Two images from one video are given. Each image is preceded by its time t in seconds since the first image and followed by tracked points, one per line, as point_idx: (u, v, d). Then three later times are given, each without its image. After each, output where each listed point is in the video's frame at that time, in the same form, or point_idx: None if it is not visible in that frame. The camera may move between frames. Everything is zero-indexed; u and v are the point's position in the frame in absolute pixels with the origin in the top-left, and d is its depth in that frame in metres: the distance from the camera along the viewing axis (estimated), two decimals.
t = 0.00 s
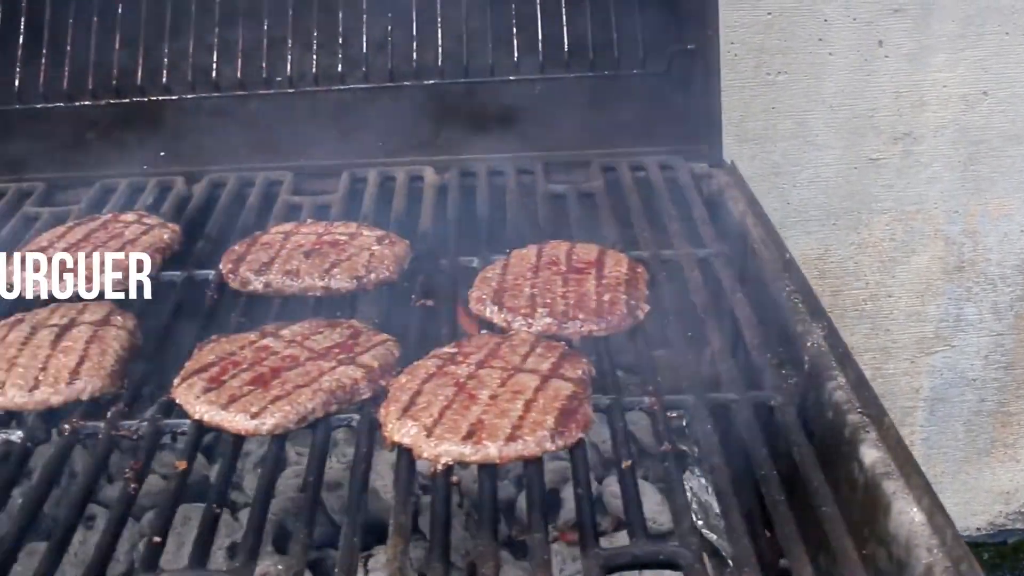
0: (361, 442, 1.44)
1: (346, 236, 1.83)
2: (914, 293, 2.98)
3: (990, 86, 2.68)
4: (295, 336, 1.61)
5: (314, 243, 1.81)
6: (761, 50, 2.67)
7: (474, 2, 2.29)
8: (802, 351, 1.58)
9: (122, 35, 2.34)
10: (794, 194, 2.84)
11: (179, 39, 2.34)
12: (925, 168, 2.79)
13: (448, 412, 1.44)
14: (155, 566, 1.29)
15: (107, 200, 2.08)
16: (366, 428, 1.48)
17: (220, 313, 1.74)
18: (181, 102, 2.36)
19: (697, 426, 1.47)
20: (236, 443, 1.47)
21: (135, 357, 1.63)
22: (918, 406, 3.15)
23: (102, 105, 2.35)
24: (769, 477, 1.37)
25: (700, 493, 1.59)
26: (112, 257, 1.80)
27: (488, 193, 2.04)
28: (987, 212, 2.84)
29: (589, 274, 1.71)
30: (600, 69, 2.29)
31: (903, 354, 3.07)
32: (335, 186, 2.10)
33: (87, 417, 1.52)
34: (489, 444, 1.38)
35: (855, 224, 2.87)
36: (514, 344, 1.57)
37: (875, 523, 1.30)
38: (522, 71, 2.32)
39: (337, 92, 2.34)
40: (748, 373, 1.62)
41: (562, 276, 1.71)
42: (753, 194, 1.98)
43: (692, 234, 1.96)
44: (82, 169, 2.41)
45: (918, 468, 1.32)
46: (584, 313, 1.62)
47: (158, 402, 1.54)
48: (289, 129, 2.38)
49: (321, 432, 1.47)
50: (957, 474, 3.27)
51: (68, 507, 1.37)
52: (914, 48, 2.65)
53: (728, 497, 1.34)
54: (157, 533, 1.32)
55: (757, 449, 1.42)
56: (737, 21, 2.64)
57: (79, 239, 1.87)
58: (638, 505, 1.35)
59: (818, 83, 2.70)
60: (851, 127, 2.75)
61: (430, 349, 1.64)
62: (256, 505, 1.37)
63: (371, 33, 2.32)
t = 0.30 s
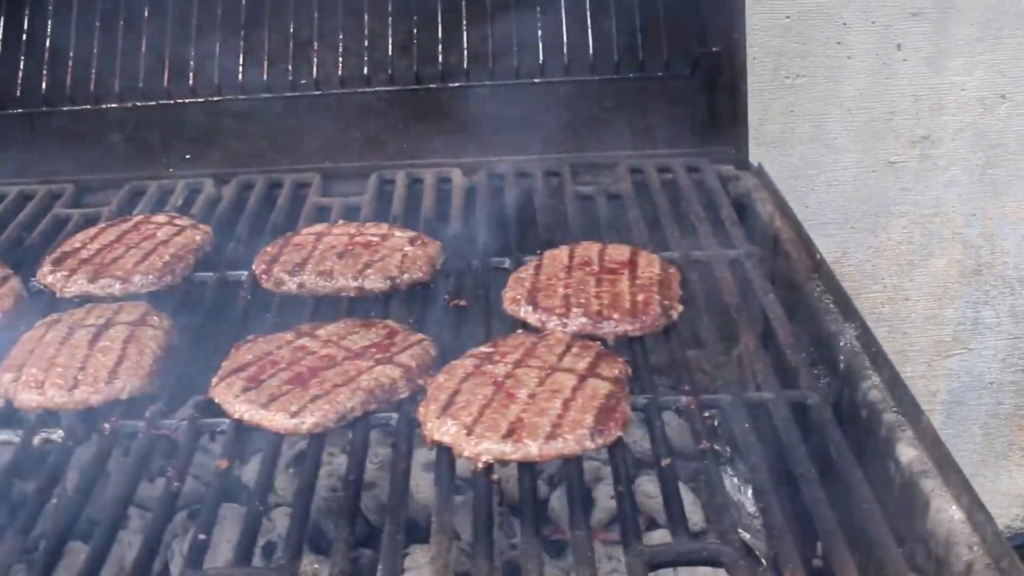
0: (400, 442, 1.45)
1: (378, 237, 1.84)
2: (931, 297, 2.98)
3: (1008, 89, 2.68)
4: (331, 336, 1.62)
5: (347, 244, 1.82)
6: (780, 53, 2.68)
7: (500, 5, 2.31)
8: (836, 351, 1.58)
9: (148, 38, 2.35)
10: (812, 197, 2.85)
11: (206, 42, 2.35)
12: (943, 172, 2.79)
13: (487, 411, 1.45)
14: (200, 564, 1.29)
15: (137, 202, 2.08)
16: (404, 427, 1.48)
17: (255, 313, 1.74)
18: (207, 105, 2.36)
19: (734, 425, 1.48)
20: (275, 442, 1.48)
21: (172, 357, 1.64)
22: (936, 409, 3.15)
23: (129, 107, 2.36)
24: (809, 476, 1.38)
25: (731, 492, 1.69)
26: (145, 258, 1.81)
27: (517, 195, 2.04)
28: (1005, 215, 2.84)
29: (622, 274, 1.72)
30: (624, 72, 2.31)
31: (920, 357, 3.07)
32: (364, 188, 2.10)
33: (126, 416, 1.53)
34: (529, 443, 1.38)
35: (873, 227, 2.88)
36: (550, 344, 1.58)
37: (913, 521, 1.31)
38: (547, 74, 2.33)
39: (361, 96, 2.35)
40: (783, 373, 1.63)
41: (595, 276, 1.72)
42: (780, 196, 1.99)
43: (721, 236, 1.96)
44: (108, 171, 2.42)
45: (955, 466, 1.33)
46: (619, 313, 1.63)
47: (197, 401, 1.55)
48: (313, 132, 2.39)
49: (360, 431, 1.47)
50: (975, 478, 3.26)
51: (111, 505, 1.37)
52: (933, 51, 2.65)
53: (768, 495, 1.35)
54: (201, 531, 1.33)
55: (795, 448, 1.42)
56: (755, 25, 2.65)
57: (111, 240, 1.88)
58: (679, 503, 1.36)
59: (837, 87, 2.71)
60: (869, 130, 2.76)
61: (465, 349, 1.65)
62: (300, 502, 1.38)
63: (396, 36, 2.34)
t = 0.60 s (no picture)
0: (439, 443, 1.45)
1: (408, 238, 1.84)
2: (945, 297, 2.94)
3: None
4: (366, 337, 1.62)
5: (378, 245, 1.83)
6: (796, 54, 2.70)
7: (522, 6, 2.30)
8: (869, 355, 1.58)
9: (172, 38, 2.36)
10: (826, 198, 2.84)
11: (229, 42, 2.36)
12: (958, 173, 2.77)
13: (526, 413, 1.45)
14: (243, 565, 1.30)
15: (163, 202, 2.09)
16: (443, 428, 1.49)
17: (287, 314, 1.75)
18: (230, 105, 2.37)
19: (771, 426, 1.48)
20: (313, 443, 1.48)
21: (206, 358, 1.64)
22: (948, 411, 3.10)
23: (152, 107, 2.38)
24: (848, 478, 1.38)
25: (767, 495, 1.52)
26: (176, 259, 1.81)
27: (545, 196, 2.04)
28: (1020, 217, 2.81)
29: (654, 276, 1.72)
30: (645, 74, 2.30)
31: (933, 359, 3.03)
32: (391, 189, 2.10)
33: (164, 417, 1.54)
34: (569, 444, 1.39)
35: (888, 228, 2.86)
36: (585, 345, 1.58)
37: (952, 524, 1.30)
38: (572, 75, 2.32)
39: (382, 96, 2.35)
40: (817, 376, 1.63)
41: (627, 278, 1.72)
42: (808, 198, 1.99)
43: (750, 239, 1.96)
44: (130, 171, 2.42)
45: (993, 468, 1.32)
46: (653, 315, 1.63)
47: (234, 402, 1.55)
48: (334, 133, 2.39)
49: (398, 432, 1.48)
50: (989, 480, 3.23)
51: (153, 505, 1.38)
52: (948, 53, 2.65)
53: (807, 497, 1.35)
54: (244, 531, 1.34)
55: (833, 450, 1.42)
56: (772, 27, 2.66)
57: (141, 240, 1.88)
58: (719, 504, 1.36)
59: (853, 88, 2.72)
60: (884, 131, 2.75)
61: (500, 350, 1.65)
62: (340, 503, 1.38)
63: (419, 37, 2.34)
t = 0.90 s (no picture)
0: (477, 443, 1.45)
1: (438, 239, 1.84)
2: (958, 303, 2.84)
3: None
4: (400, 337, 1.62)
5: (408, 245, 1.82)
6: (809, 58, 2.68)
7: (545, 8, 2.31)
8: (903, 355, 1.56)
9: (194, 40, 2.36)
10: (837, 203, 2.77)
11: (251, 43, 2.36)
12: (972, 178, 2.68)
13: (565, 412, 1.45)
14: (286, 564, 1.30)
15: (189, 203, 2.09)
16: (481, 427, 1.49)
17: (318, 314, 1.74)
18: (253, 107, 2.37)
19: (809, 426, 1.48)
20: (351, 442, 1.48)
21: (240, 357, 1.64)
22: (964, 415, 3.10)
23: (175, 109, 2.37)
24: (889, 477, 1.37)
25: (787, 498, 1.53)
26: (206, 259, 1.81)
27: (571, 197, 2.04)
28: None
29: (686, 277, 1.73)
30: (667, 76, 2.30)
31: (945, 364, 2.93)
32: (416, 190, 2.10)
33: (200, 417, 1.53)
34: (610, 443, 1.39)
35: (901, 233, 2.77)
36: (620, 345, 1.59)
37: (991, 524, 1.27)
38: (594, 77, 2.32)
39: (405, 99, 2.36)
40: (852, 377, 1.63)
41: (659, 279, 1.72)
42: (836, 200, 2.00)
43: (778, 240, 1.97)
44: (151, 172, 2.42)
45: None
46: (687, 315, 1.64)
47: (270, 402, 1.55)
48: (356, 135, 2.39)
49: (436, 431, 1.47)
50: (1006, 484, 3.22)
51: (192, 504, 1.38)
52: (961, 57, 2.58)
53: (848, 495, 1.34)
54: (286, 530, 1.34)
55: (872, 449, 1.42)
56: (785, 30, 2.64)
57: (170, 241, 1.88)
58: (761, 503, 1.36)
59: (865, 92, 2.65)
60: (897, 136, 2.66)
61: (534, 350, 1.65)
62: (381, 502, 1.38)
63: (442, 39, 2.34)
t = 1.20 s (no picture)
0: (513, 443, 1.45)
1: (468, 239, 1.84)
2: (975, 302, 2.92)
3: None
4: (433, 337, 1.62)
5: (437, 245, 1.83)
6: (830, 59, 2.67)
7: (569, 8, 2.30)
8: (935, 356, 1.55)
9: (218, 40, 2.36)
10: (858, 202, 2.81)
11: (275, 43, 2.36)
12: (990, 178, 2.74)
13: (601, 412, 1.45)
14: (327, 563, 1.30)
15: (216, 203, 2.09)
16: (516, 427, 1.49)
17: (350, 314, 1.75)
18: (276, 108, 2.37)
19: (844, 426, 1.48)
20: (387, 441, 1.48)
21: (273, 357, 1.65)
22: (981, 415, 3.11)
23: (199, 108, 2.36)
24: (926, 478, 1.36)
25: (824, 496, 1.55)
26: (236, 258, 1.81)
27: (598, 197, 2.05)
28: None
29: (717, 277, 1.73)
30: (691, 76, 2.29)
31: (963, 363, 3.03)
32: (443, 190, 2.10)
33: (235, 417, 1.54)
34: (647, 443, 1.39)
35: (920, 233, 2.83)
36: (654, 345, 1.59)
37: None
38: (618, 78, 2.32)
39: (428, 99, 2.35)
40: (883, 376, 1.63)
41: (690, 279, 1.73)
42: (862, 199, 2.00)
43: (805, 240, 1.97)
44: (174, 172, 2.42)
45: None
46: (719, 315, 1.64)
47: (304, 402, 1.55)
48: (377, 135, 2.38)
49: (473, 431, 1.48)
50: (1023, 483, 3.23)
51: (231, 504, 1.39)
52: (982, 58, 2.62)
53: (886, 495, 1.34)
54: (326, 529, 1.34)
55: (909, 449, 1.42)
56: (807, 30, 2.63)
57: (199, 240, 1.89)
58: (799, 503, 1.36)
59: (886, 92, 2.68)
60: (916, 136, 2.71)
61: (567, 350, 1.65)
62: (420, 501, 1.38)
63: (465, 39, 2.33)
